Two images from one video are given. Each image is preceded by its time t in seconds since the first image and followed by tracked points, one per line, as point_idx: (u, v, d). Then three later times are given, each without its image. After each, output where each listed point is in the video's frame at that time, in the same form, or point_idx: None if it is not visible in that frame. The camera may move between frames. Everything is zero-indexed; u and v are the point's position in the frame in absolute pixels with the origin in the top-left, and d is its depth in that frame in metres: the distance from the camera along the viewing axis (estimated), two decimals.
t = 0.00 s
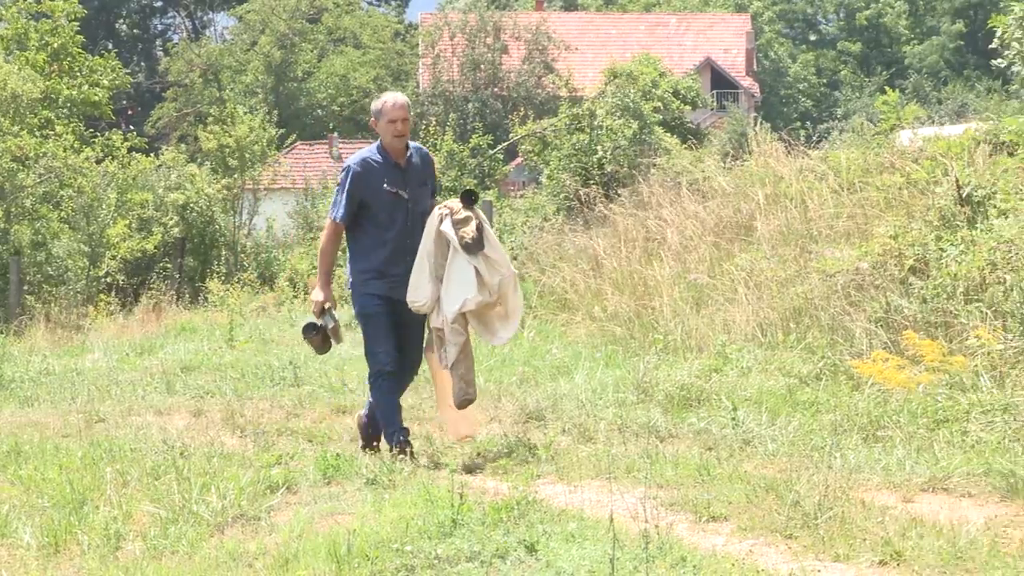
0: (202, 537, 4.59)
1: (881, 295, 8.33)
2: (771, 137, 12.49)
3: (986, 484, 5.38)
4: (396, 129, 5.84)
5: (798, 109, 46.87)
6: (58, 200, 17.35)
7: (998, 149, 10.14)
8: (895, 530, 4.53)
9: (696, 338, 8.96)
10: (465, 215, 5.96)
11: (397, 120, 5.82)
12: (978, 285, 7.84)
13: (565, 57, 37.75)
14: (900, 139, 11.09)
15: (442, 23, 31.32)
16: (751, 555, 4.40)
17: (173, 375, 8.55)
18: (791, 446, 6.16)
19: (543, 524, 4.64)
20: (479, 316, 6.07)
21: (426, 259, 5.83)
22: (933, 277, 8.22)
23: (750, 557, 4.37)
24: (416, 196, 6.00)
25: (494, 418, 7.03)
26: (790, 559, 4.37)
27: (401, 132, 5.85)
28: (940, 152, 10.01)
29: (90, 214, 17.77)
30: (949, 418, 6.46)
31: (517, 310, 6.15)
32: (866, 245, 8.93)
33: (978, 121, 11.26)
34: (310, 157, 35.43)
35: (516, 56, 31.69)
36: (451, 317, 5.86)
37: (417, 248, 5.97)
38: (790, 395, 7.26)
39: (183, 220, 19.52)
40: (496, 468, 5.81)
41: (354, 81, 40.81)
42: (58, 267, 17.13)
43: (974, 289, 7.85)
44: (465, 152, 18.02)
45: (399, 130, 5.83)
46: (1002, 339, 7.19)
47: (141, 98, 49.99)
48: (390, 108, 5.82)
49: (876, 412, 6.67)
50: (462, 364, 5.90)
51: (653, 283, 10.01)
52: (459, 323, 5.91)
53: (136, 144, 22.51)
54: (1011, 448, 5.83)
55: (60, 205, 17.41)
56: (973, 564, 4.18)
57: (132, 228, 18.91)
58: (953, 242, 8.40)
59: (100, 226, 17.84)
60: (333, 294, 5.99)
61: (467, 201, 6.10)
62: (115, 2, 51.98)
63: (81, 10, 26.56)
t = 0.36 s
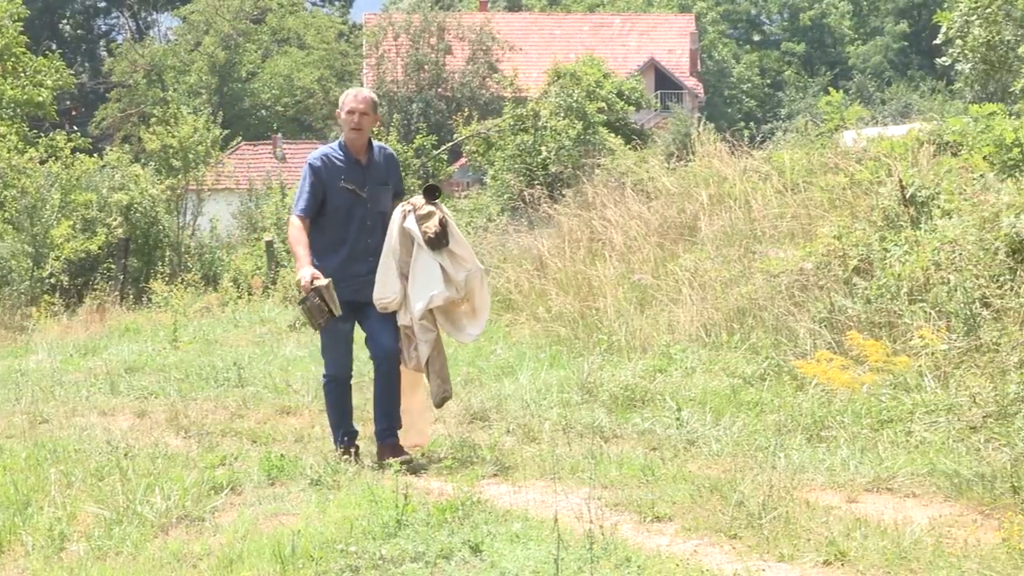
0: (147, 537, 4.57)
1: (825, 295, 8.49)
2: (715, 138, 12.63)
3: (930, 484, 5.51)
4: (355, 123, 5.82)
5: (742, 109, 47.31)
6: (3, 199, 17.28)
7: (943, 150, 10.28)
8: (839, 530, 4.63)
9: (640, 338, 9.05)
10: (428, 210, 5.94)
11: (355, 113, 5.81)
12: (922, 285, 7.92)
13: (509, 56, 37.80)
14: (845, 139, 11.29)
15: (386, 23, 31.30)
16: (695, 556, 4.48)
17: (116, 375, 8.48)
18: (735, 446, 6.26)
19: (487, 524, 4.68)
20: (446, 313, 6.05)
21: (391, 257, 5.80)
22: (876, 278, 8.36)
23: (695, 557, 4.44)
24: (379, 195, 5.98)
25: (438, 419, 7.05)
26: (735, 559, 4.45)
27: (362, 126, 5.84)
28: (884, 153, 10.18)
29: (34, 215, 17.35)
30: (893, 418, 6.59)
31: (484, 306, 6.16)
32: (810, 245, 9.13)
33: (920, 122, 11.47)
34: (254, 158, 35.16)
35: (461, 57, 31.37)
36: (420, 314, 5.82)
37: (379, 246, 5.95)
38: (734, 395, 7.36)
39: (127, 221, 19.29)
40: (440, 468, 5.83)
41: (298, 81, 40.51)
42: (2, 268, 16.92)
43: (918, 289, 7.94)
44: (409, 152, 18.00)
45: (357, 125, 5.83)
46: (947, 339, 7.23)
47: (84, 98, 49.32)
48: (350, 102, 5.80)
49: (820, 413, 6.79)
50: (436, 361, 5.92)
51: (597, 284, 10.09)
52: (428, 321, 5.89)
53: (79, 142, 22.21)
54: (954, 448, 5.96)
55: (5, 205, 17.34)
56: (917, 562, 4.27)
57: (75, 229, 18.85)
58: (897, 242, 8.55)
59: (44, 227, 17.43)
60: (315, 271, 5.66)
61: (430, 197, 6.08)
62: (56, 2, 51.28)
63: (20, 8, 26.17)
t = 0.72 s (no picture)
0: (102, 538, 4.55)
1: (779, 296, 8.60)
2: (670, 138, 12.73)
3: (885, 485, 5.62)
4: (340, 119, 5.63)
5: (695, 110, 47.65)
6: None
7: (897, 151, 10.50)
8: (795, 531, 4.70)
9: (594, 339, 9.09)
10: (405, 219, 5.76)
11: (341, 108, 5.62)
12: (876, 286, 8.11)
13: (462, 57, 37.81)
14: (798, 140, 11.43)
15: (340, 24, 31.21)
16: (650, 557, 4.53)
17: (71, 376, 8.40)
18: (690, 447, 6.33)
19: (443, 526, 4.71)
20: (409, 325, 5.86)
21: (361, 263, 5.62)
22: (830, 278, 8.53)
23: (651, 558, 4.50)
24: (360, 195, 5.77)
25: (393, 420, 7.04)
26: (690, 559, 4.51)
27: (347, 122, 5.65)
28: (839, 154, 10.36)
29: None
30: (848, 419, 6.70)
31: (449, 323, 5.98)
32: (764, 246, 9.25)
33: (873, 123, 11.65)
34: (207, 158, 34.90)
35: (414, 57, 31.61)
36: (380, 325, 5.65)
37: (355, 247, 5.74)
38: (689, 396, 7.44)
39: (82, 223, 18.95)
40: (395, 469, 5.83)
41: (252, 82, 40.24)
42: None
43: (872, 290, 8.11)
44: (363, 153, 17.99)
45: (343, 120, 5.62)
46: (901, 339, 7.36)
47: (38, 100, 48.78)
48: (339, 98, 5.61)
49: (774, 413, 6.88)
50: (390, 371, 5.71)
51: (552, 284, 10.14)
52: (387, 332, 5.69)
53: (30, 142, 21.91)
54: (910, 449, 6.12)
55: None
56: (872, 563, 4.34)
57: (30, 230, 18.44)
58: (851, 242, 8.71)
59: None
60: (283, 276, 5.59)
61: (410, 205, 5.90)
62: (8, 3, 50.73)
63: None
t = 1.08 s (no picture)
0: (79, 538, 4.58)
1: (751, 297, 8.69)
2: (642, 140, 12.82)
3: (857, 484, 5.71)
4: (324, 120, 5.63)
5: (668, 112, 47.87)
6: None
7: (868, 153, 10.61)
8: (767, 530, 4.77)
9: (568, 340, 9.15)
10: (397, 217, 5.63)
11: (324, 110, 5.61)
12: (848, 287, 8.19)
13: (437, 60, 37.84)
14: (770, 143, 11.55)
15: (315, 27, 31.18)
16: (624, 556, 4.59)
17: (47, 377, 8.39)
18: (663, 447, 6.41)
19: (418, 525, 4.76)
20: (403, 324, 5.71)
21: (351, 263, 5.57)
22: (802, 279, 8.62)
23: (624, 557, 4.56)
24: (350, 197, 5.77)
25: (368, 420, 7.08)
26: (663, 559, 4.58)
27: (331, 124, 5.64)
28: (810, 155, 10.51)
29: None
30: (820, 418, 6.79)
31: (446, 322, 5.76)
32: (736, 247, 9.35)
33: (843, 125, 11.80)
34: (183, 161, 34.81)
35: (388, 59, 31.72)
36: (368, 325, 5.56)
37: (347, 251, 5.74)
38: (662, 396, 7.52)
39: (58, 224, 18.97)
40: (371, 470, 5.85)
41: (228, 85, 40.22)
42: None
43: (843, 291, 8.19)
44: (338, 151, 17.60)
45: (327, 123, 5.62)
46: (872, 340, 7.43)
47: (14, 103, 48.59)
48: (322, 101, 5.63)
49: (746, 413, 6.97)
50: (378, 369, 5.65)
51: (525, 285, 10.21)
52: (376, 331, 5.62)
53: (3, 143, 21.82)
54: (881, 448, 6.18)
55: None
56: (844, 562, 4.41)
57: (7, 232, 18.54)
58: (823, 244, 8.81)
59: None
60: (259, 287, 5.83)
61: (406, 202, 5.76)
62: None
63: None
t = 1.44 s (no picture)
0: (77, 535, 4.61)
1: (745, 295, 8.74)
2: (637, 140, 12.85)
3: (850, 481, 5.75)
4: (321, 113, 5.68)
5: (662, 113, 47.92)
6: None
7: (861, 153, 10.65)
8: (761, 527, 4.82)
9: (563, 339, 9.20)
10: (403, 204, 5.68)
11: (321, 103, 5.67)
12: (841, 285, 8.23)
13: (431, 60, 37.85)
14: (764, 143, 11.59)
15: (310, 28, 31.17)
16: (619, 553, 4.63)
17: (46, 375, 8.42)
18: (658, 444, 6.45)
19: (414, 522, 4.79)
20: (416, 312, 5.79)
21: (361, 254, 5.61)
22: (795, 278, 8.66)
23: (619, 554, 4.60)
24: (352, 187, 5.81)
25: (365, 418, 7.11)
26: (658, 556, 4.62)
27: (329, 116, 5.70)
28: (803, 155, 10.56)
29: None
30: (814, 416, 6.84)
31: (459, 307, 5.88)
32: (730, 247, 9.39)
33: (836, 125, 11.85)
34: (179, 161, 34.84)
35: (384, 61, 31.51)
36: (384, 315, 5.62)
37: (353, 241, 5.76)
38: (656, 394, 7.56)
39: (56, 224, 18.88)
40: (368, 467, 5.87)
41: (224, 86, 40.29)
42: None
43: (837, 289, 8.23)
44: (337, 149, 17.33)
45: (325, 115, 5.68)
46: (865, 339, 7.47)
47: (12, 103, 48.65)
48: (318, 94, 5.67)
49: (741, 411, 7.02)
50: (399, 361, 5.72)
51: (520, 285, 10.26)
52: (393, 320, 5.68)
53: None
54: (874, 446, 6.23)
55: None
56: (838, 559, 4.44)
57: (5, 232, 18.44)
58: (816, 243, 8.86)
59: None
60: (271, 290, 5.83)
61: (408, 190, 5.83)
62: None
63: None
